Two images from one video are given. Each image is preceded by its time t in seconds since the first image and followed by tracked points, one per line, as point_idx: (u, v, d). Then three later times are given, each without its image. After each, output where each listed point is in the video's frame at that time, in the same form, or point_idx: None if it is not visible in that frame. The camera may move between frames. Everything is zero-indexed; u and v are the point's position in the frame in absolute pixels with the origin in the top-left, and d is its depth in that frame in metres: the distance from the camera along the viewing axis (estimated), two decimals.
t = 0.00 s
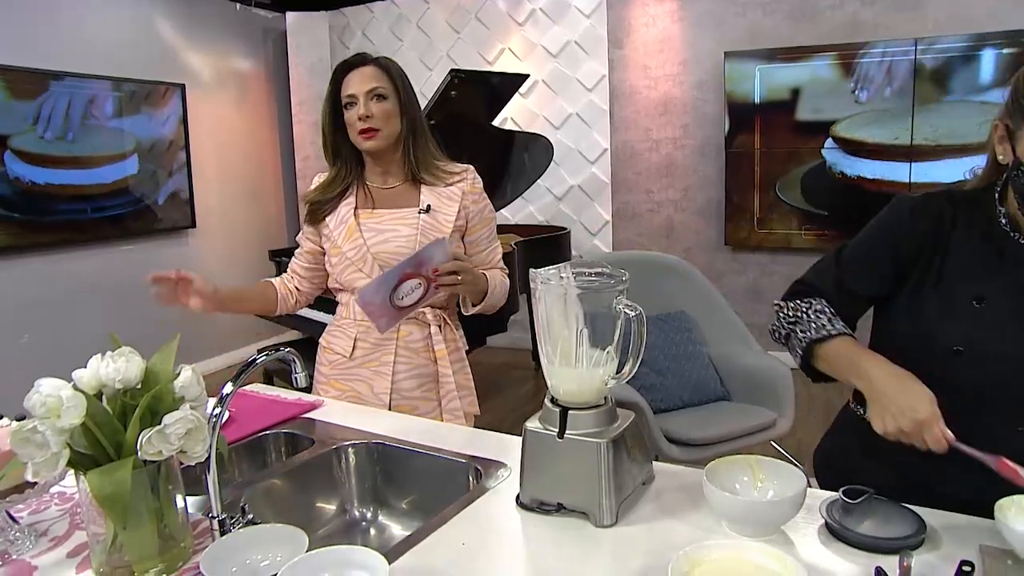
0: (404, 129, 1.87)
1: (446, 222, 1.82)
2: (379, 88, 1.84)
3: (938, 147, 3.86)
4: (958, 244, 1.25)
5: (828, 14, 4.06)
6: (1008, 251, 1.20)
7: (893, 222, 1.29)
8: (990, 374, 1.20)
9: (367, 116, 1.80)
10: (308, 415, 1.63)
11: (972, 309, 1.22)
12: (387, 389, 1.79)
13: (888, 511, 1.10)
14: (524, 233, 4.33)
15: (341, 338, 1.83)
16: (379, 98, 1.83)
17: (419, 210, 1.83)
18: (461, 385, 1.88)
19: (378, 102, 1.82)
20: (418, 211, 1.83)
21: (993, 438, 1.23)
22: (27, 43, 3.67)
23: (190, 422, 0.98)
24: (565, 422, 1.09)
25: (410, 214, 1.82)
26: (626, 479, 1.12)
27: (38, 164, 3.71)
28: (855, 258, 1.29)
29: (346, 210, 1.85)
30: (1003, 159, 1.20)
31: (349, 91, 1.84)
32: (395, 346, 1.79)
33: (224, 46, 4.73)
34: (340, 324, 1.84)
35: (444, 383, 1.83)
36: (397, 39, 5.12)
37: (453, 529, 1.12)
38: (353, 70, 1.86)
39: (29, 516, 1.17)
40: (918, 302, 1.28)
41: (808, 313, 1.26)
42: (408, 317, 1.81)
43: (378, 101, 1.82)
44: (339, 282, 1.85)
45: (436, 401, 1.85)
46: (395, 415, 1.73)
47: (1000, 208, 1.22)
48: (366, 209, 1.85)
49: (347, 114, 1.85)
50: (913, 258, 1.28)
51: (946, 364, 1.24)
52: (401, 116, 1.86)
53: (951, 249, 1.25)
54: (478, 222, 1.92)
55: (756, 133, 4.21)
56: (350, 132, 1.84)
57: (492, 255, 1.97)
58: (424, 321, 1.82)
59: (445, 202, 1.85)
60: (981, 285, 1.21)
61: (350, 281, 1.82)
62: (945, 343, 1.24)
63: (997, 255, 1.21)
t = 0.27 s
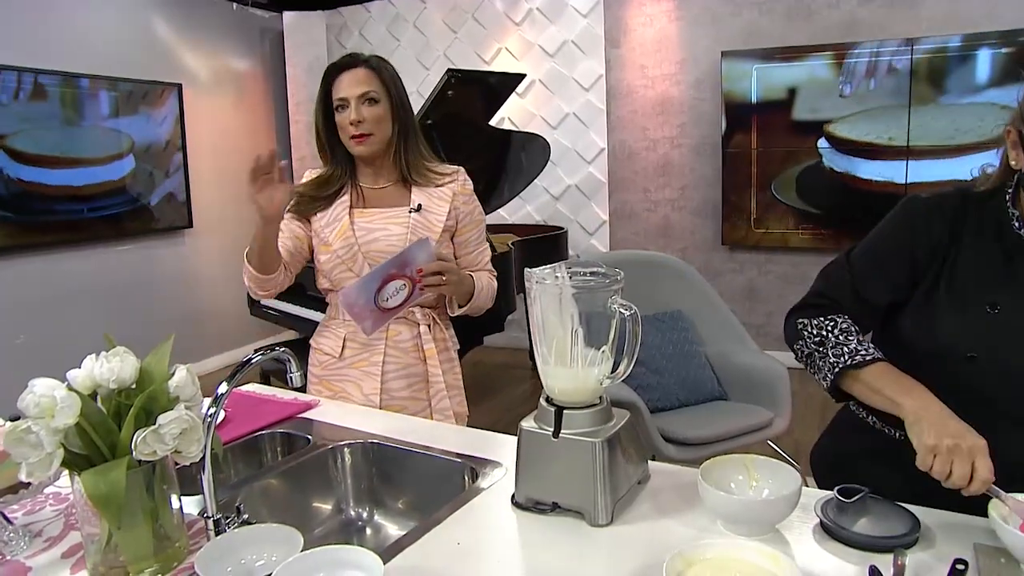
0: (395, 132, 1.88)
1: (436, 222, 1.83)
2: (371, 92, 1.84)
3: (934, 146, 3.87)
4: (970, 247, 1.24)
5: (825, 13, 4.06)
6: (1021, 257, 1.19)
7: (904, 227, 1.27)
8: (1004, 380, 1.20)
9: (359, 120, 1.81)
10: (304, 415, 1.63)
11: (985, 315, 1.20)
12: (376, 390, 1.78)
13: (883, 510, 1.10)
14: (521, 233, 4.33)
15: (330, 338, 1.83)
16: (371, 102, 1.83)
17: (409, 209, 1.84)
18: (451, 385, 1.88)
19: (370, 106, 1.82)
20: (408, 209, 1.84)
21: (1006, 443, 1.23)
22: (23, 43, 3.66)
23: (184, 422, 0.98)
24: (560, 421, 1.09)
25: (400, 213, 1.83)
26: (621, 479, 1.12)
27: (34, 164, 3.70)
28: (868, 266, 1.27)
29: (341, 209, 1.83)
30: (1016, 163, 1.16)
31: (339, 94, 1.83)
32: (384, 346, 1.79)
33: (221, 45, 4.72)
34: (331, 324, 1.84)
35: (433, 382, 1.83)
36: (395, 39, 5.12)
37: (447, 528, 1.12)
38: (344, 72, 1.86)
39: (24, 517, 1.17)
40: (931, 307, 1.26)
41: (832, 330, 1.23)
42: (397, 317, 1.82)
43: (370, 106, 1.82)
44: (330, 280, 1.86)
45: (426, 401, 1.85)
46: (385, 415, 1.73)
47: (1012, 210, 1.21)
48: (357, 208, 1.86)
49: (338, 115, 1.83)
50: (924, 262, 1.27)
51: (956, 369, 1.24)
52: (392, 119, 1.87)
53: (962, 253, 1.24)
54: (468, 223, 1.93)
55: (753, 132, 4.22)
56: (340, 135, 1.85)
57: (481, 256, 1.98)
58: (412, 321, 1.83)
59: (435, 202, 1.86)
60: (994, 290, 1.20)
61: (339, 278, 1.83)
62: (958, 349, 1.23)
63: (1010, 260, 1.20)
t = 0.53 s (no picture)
0: (385, 134, 1.88)
1: (431, 221, 1.83)
2: (360, 96, 1.83)
3: (929, 142, 3.87)
4: (964, 243, 1.24)
5: (818, 10, 4.07)
6: (1016, 253, 1.19)
7: (899, 225, 1.27)
8: (998, 377, 1.20)
9: (349, 126, 1.82)
10: (299, 414, 1.63)
11: (980, 311, 1.21)
12: (374, 388, 1.78)
13: (877, 505, 1.11)
14: (516, 231, 4.33)
15: (327, 339, 1.83)
16: (362, 106, 1.83)
17: (404, 208, 1.84)
18: (449, 381, 1.89)
19: (361, 110, 1.83)
20: (402, 209, 1.84)
21: (1000, 440, 1.23)
22: (16, 43, 3.65)
23: (177, 422, 0.98)
24: (554, 419, 1.09)
25: (395, 213, 1.83)
26: (615, 476, 1.13)
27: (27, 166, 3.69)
28: (864, 263, 1.28)
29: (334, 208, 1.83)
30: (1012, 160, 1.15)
31: (328, 98, 1.82)
32: (381, 345, 1.79)
33: (215, 45, 4.71)
34: (326, 324, 1.84)
35: (431, 380, 1.83)
36: (389, 39, 5.11)
37: (443, 526, 1.12)
38: (332, 76, 1.85)
39: (18, 519, 1.17)
40: (927, 303, 1.27)
41: (826, 329, 1.23)
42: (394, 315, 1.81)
43: (360, 111, 1.82)
44: (325, 280, 1.85)
45: (423, 399, 1.85)
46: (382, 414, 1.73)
47: (1008, 206, 1.20)
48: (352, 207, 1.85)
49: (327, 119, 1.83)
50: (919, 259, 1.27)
51: (953, 366, 1.24)
52: (381, 122, 1.87)
53: (957, 248, 1.24)
54: (461, 220, 1.93)
55: (747, 129, 4.23)
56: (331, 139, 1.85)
57: (474, 253, 1.98)
58: (410, 318, 1.83)
59: (429, 201, 1.86)
60: (989, 286, 1.20)
61: (335, 279, 1.82)
62: (953, 346, 1.23)
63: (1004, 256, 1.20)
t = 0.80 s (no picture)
0: (378, 142, 1.87)
1: (425, 227, 1.85)
2: (352, 105, 1.82)
3: (918, 145, 3.90)
4: (947, 245, 1.24)
5: (808, 14, 4.09)
6: (996, 255, 1.19)
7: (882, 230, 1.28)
8: (984, 378, 1.21)
9: (341, 136, 1.81)
10: (292, 420, 1.63)
11: (962, 313, 1.22)
12: (367, 394, 1.79)
13: (865, 506, 1.11)
14: (509, 236, 4.34)
15: (320, 345, 1.82)
16: (354, 117, 1.82)
17: (397, 215, 1.85)
18: (442, 386, 1.89)
19: (354, 120, 1.82)
20: (396, 215, 1.85)
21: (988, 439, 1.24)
22: (7, 51, 3.65)
23: (168, 430, 0.98)
24: (543, 423, 1.10)
25: (388, 219, 1.84)
26: (605, 480, 1.13)
27: (20, 173, 3.69)
28: (852, 267, 1.29)
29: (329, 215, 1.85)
30: (985, 160, 1.17)
31: (320, 109, 1.82)
32: (374, 350, 1.80)
33: (206, 52, 4.71)
34: (319, 330, 1.84)
35: (424, 385, 1.84)
36: (381, 44, 5.12)
37: (434, 531, 1.12)
38: (322, 85, 1.84)
39: (8, 528, 1.17)
40: (912, 306, 1.27)
41: (829, 335, 1.22)
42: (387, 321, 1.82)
43: (353, 120, 1.82)
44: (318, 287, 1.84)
45: (417, 404, 1.85)
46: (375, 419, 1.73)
47: (988, 209, 1.20)
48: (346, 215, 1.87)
49: (319, 129, 1.83)
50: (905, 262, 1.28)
51: (939, 367, 1.25)
52: (374, 130, 1.86)
53: (941, 251, 1.25)
54: (453, 226, 1.94)
55: (738, 133, 4.24)
56: (323, 149, 1.84)
57: (466, 258, 1.99)
58: (403, 324, 1.84)
59: (422, 208, 1.87)
60: (970, 289, 1.21)
61: (328, 286, 1.82)
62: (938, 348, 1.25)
63: (986, 259, 1.20)
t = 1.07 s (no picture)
0: (372, 142, 1.88)
1: (416, 226, 1.86)
2: (348, 103, 1.83)
3: (907, 145, 3.92)
4: (917, 243, 1.25)
5: (799, 14, 4.12)
6: (965, 250, 1.20)
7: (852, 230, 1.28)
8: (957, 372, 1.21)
9: (337, 134, 1.81)
10: (281, 418, 1.65)
11: (935, 308, 1.22)
12: (357, 391, 1.80)
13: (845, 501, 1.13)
14: (500, 235, 4.35)
15: (310, 342, 1.83)
16: (349, 114, 1.83)
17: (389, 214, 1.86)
18: (432, 384, 1.90)
19: (349, 117, 1.83)
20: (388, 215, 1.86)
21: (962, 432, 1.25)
22: None
23: (156, 425, 0.99)
24: (528, 418, 1.11)
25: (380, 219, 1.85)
26: (589, 474, 1.15)
27: (11, 172, 3.68)
28: (827, 275, 1.27)
29: (321, 214, 1.87)
30: (939, 157, 1.21)
31: (314, 106, 1.83)
32: (364, 348, 1.81)
33: (197, 50, 4.71)
34: (309, 327, 1.85)
35: (414, 382, 1.85)
36: (373, 43, 5.13)
37: (421, 525, 1.14)
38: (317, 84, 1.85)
39: None
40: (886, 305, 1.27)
41: (842, 334, 1.16)
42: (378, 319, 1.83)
43: (348, 117, 1.82)
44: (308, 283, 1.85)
45: (406, 401, 1.87)
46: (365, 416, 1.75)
47: (952, 203, 1.22)
48: (338, 213, 1.88)
49: (314, 127, 1.84)
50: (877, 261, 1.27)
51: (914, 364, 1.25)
52: (368, 129, 1.87)
53: (911, 249, 1.25)
54: (444, 226, 1.95)
55: (729, 132, 4.26)
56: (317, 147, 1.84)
57: (457, 258, 2.00)
58: (394, 322, 1.84)
59: (413, 207, 1.88)
60: (942, 283, 1.22)
61: (319, 284, 1.83)
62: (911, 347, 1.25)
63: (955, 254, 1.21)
